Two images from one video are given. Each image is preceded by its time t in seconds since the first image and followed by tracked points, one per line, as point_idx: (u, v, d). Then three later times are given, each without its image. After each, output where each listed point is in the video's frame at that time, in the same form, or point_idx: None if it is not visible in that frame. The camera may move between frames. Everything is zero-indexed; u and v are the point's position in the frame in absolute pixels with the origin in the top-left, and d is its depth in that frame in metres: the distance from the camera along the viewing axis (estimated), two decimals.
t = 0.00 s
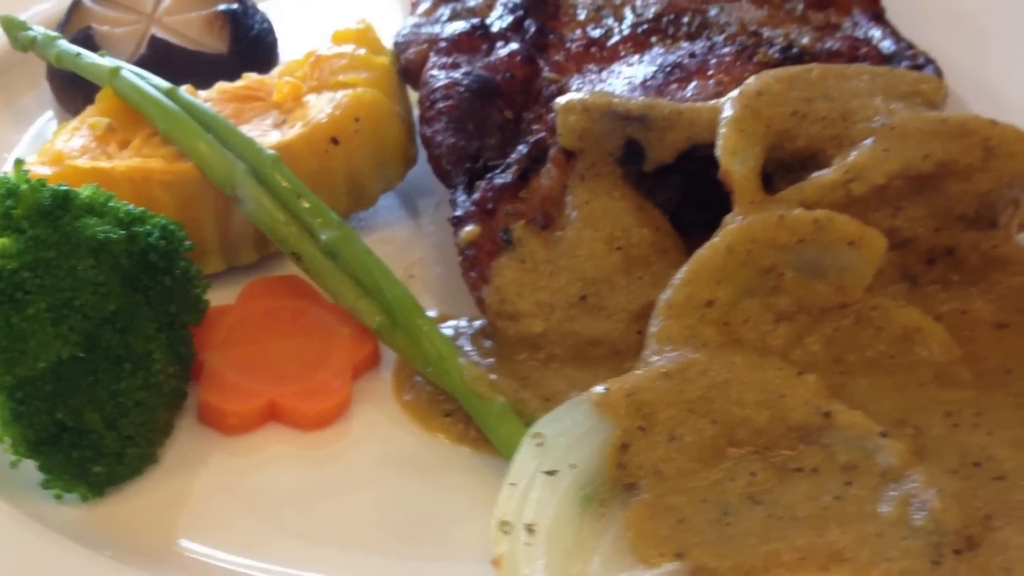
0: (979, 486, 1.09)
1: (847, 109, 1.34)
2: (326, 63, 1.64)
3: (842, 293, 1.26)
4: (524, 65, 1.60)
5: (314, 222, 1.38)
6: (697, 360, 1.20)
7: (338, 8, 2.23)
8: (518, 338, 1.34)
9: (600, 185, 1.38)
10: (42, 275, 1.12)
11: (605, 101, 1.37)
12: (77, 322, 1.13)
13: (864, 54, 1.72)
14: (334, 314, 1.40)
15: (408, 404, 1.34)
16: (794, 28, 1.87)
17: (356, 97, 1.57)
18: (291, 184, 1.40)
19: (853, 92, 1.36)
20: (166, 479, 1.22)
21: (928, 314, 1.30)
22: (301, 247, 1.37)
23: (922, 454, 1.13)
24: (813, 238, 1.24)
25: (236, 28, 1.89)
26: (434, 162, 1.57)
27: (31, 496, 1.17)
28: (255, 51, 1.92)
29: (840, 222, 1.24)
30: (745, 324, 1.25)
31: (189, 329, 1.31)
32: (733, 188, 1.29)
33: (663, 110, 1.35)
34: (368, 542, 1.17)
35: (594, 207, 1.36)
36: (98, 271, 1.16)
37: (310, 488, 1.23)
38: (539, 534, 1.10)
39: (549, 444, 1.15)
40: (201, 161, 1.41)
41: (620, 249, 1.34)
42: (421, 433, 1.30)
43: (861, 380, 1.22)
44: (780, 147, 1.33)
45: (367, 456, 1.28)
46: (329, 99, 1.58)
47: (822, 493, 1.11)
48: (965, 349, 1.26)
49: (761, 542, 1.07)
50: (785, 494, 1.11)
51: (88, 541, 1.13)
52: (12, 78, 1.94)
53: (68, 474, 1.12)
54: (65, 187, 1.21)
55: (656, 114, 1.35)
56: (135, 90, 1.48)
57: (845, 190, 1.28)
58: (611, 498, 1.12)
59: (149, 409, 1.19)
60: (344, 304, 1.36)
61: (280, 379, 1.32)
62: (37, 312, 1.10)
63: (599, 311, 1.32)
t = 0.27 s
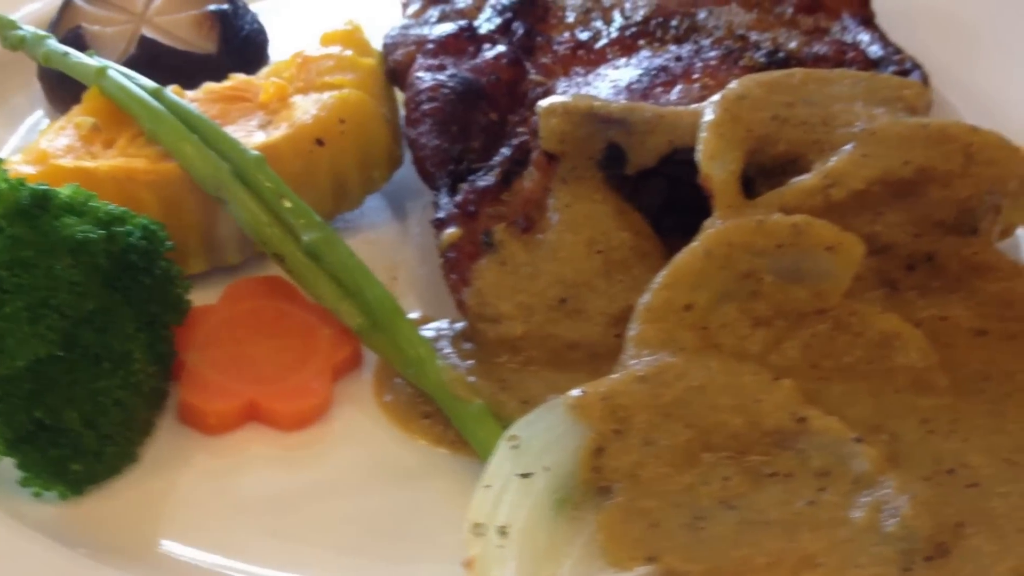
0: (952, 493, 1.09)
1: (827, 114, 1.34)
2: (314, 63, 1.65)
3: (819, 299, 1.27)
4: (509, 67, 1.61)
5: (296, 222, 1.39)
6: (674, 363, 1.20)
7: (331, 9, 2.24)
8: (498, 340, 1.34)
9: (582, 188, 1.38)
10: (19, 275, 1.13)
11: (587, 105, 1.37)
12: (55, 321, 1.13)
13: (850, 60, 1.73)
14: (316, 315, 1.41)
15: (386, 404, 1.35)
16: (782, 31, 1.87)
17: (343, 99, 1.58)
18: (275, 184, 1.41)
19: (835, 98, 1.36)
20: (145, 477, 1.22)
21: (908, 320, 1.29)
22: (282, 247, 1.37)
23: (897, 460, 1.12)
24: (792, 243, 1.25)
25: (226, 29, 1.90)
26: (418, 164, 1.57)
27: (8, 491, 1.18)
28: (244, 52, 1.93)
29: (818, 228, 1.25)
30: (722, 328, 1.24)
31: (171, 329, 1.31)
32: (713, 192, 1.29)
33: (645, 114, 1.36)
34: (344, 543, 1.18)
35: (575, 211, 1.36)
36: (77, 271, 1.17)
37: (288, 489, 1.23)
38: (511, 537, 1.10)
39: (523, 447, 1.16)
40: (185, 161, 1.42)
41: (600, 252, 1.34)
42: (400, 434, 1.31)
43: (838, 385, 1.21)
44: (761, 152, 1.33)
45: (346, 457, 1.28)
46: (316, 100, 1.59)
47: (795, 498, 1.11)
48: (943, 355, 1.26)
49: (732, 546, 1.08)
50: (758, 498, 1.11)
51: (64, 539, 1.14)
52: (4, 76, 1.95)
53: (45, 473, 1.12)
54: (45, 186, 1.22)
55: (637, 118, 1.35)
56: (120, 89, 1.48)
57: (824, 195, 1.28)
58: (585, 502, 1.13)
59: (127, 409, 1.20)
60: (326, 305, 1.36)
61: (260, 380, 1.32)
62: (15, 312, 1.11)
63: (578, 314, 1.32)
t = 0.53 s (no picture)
0: (924, 499, 1.09)
1: (809, 119, 1.34)
2: (300, 64, 1.65)
3: (798, 303, 1.27)
4: (495, 70, 1.62)
5: (277, 223, 1.39)
6: (651, 367, 1.20)
7: (323, 10, 2.24)
8: (478, 343, 1.34)
9: (564, 191, 1.39)
10: None
11: (568, 108, 1.38)
12: (31, 320, 1.14)
13: (838, 64, 1.73)
14: (297, 317, 1.41)
15: (365, 404, 1.35)
16: (771, 35, 1.88)
17: (328, 100, 1.58)
18: (257, 186, 1.41)
19: (817, 102, 1.36)
20: (121, 477, 1.23)
21: (887, 325, 1.29)
22: (263, 248, 1.38)
23: (871, 466, 1.13)
24: (771, 248, 1.25)
25: (215, 30, 1.90)
26: (402, 165, 1.57)
27: None
28: (234, 53, 1.93)
29: (796, 233, 1.25)
30: (700, 332, 1.24)
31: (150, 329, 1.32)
32: (693, 196, 1.29)
33: (626, 118, 1.36)
34: (319, 545, 1.18)
35: (557, 214, 1.37)
36: (55, 270, 1.18)
37: (264, 490, 1.24)
38: (484, 540, 1.12)
39: (499, 449, 1.16)
40: (168, 161, 1.42)
41: (581, 255, 1.34)
42: (378, 436, 1.31)
43: (815, 390, 1.21)
44: (743, 156, 1.33)
45: (323, 458, 1.29)
46: (301, 102, 1.59)
47: (769, 502, 1.11)
48: (922, 361, 1.26)
49: (704, 551, 1.08)
50: (731, 503, 1.11)
51: (39, 538, 1.14)
52: None
53: (22, 472, 1.12)
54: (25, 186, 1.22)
55: (619, 122, 1.36)
56: (105, 89, 1.48)
57: (803, 200, 1.28)
58: (560, 504, 1.13)
59: (106, 408, 1.20)
60: (306, 306, 1.37)
61: (239, 380, 1.33)
62: None
63: (557, 316, 1.32)
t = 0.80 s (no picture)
0: (899, 504, 1.09)
1: (788, 125, 1.35)
2: (287, 65, 1.66)
3: (775, 309, 1.27)
4: (481, 73, 1.62)
5: (259, 224, 1.39)
6: (627, 370, 1.20)
7: (316, 11, 2.25)
8: (458, 346, 1.35)
9: (545, 194, 1.39)
10: None
11: (549, 112, 1.38)
12: (6, 320, 1.14)
13: (826, 67, 1.73)
14: (278, 318, 1.42)
15: (346, 404, 1.35)
16: (761, 39, 1.88)
17: (313, 101, 1.60)
18: (240, 187, 1.41)
19: (798, 108, 1.37)
20: (98, 476, 1.23)
21: (866, 330, 1.29)
22: (245, 249, 1.38)
23: (846, 471, 1.12)
24: (748, 252, 1.25)
25: (205, 31, 1.91)
26: (386, 167, 1.57)
27: None
28: (224, 54, 1.94)
29: (773, 238, 1.26)
30: (677, 336, 1.24)
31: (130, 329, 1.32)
32: (672, 201, 1.30)
33: (607, 122, 1.37)
34: (294, 545, 1.19)
35: (538, 217, 1.37)
36: (32, 270, 1.18)
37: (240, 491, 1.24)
38: (455, 542, 1.11)
39: (473, 452, 1.16)
40: (151, 162, 1.43)
41: (561, 258, 1.34)
42: (356, 438, 1.31)
43: (792, 395, 1.21)
44: (722, 161, 1.34)
45: (301, 459, 1.29)
46: (287, 103, 1.59)
47: (742, 507, 1.11)
48: (901, 367, 1.25)
49: (675, 555, 1.08)
50: (705, 506, 1.11)
51: (14, 536, 1.15)
52: None
53: None
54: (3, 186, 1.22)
55: (599, 125, 1.36)
56: (90, 89, 1.49)
57: (782, 206, 1.28)
58: (534, 507, 1.13)
59: (83, 407, 1.21)
60: (287, 307, 1.37)
61: (219, 381, 1.33)
62: None
63: (536, 320, 1.33)
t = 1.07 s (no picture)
0: (871, 510, 1.08)
1: (770, 129, 1.34)
2: (274, 66, 1.66)
3: (755, 313, 1.27)
4: (468, 75, 1.62)
5: (241, 224, 1.40)
6: (604, 374, 1.20)
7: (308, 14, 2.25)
8: (438, 349, 1.35)
9: (527, 196, 1.38)
10: None
11: (530, 115, 1.37)
12: None
13: (813, 72, 1.72)
14: (259, 319, 1.42)
15: (325, 405, 1.35)
16: (750, 43, 1.87)
17: (298, 102, 1.60)
18: (222, 187, 1.42)
19: (781, 112, 1.36)
20: (75, 477, 1.24)
21: (843, 336, 1.29)
22: (226, 249, 1.38)
23: (819, 476, 1.12)
24: (727, 257, 1.25)
25: (195, 32, 1.91)
26: (371, 169, 1.57)
27: None
28: (214, 54, 1.94)
29: (752, 242, 1.25)
30: (655, 340, 1.25)
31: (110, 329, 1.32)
32: (652, 204, 1.29)
33: (589, 125, 1.36)
34: (269, 546, 1.19)
35: (519, 219, 1.36)
36: (10, 269, 1.18)
37: (217, 492, 1.24)
38: (426, 544, 1.10)
39: (447, 455, 1.16)
40: (134, 162, 1.43)
41: (541, 261, 1.34)
42: (334, 439, 1.32)
43: (768, 400, 1.21)
44: (703, 165, 1.34)
45: (279, 461, 1.29)
46: (272, 104, 1.60)
47: (715, 511, 1.11)
48: (878, 372, 1.25)
49: (647, 558, 1.07)
50: (678, 509, 1.12)
51: None
52: None
53: None
54: None
55: (580, 129, 1.36)
56: (75, 89, 1.50)
57: (762, 210, 1.28)
58: (509, 509, 1.12)
59: (62, 407, 1.21)
60: (267, 308, 1.37)
61: (198, 381, 1.33)
62: None
63: (516, 322, 1.33)
